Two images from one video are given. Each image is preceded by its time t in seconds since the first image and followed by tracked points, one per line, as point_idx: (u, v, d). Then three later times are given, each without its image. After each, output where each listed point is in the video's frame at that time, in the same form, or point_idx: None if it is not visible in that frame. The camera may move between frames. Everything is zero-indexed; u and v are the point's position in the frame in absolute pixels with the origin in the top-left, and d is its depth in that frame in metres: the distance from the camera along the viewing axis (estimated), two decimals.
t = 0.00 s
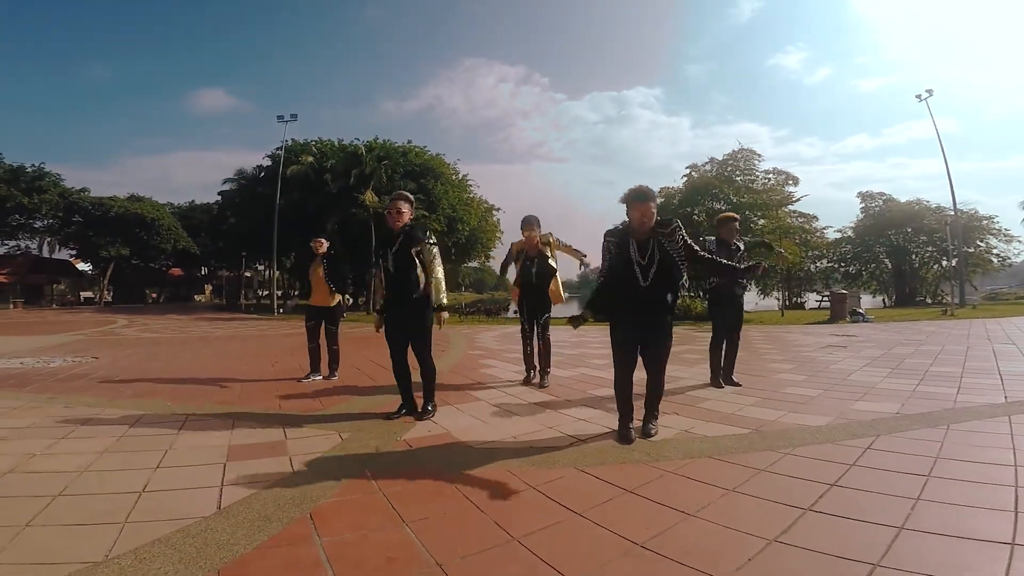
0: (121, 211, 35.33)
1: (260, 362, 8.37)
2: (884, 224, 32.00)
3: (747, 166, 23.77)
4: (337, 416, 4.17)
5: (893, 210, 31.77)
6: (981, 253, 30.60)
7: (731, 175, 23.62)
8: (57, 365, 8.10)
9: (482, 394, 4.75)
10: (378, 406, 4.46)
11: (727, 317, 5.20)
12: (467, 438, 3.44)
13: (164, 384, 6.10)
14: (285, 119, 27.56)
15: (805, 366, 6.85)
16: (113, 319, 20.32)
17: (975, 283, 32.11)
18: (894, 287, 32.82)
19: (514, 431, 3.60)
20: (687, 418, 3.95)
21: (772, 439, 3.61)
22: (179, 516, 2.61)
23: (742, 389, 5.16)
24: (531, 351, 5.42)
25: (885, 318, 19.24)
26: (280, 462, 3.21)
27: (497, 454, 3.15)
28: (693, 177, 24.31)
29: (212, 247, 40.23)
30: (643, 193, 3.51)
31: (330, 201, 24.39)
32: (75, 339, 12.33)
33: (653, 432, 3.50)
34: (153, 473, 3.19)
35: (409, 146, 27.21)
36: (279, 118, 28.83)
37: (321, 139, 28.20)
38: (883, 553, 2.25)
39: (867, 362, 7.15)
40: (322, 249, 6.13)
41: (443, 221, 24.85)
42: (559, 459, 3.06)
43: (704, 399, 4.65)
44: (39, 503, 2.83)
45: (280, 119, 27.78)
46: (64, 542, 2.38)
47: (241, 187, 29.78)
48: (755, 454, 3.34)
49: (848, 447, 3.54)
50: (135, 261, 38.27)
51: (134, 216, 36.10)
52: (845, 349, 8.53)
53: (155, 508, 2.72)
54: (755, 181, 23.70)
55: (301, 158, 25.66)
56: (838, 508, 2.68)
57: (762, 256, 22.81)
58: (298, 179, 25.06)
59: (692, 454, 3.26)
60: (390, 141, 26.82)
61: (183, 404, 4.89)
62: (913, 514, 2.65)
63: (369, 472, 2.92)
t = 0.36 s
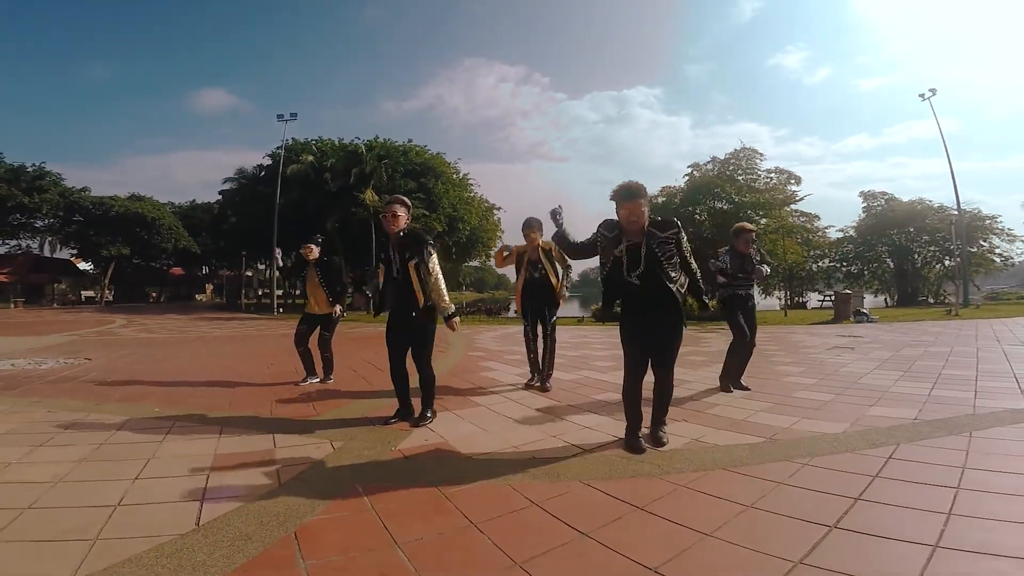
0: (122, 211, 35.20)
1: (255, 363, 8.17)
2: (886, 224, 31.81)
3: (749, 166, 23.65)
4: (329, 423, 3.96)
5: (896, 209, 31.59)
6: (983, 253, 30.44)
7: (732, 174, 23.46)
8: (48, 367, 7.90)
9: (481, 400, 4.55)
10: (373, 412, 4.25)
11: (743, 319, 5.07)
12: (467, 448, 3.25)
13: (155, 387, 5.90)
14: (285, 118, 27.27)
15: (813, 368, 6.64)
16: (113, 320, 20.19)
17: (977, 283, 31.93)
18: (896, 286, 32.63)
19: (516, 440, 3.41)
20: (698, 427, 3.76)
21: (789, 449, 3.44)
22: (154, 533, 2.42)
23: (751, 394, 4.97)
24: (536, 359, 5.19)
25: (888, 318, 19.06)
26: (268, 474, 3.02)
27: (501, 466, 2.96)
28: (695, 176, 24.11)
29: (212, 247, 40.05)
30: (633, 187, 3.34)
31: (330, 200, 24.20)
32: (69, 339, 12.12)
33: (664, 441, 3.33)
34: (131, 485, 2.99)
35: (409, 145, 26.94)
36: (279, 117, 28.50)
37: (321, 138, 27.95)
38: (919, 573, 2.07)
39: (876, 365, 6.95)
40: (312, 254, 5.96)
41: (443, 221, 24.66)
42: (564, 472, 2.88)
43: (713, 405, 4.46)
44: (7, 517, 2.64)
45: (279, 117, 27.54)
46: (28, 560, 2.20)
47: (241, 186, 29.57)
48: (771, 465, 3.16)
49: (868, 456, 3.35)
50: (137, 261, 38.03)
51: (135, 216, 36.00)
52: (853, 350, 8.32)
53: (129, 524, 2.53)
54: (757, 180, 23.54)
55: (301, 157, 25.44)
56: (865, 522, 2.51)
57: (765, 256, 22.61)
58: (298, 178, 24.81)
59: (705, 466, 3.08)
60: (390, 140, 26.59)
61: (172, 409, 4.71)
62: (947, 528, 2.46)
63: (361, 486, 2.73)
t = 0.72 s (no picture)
0: (120, 211, 34.72)
1: (248, 366, 7.92)
2: (887, 224, 31.66)
3: (750, 166, 23.51)
4: (322, 434, 3.71)
5: (897, 210, 31.45)
6: (984, 254, 30.30)
7: (734, 174, 23.27)
8: (35, 370, 7.66)
9: (483, 407, 4.31)
10: (369, 421, 4.01)
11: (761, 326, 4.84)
12: (470, 464, 3.00)
13: (142, 392, 5.66)
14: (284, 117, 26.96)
15: (826, 372, 6.41)
16: (110, 320, 19.95)
17: (978, 284, 31.79)
18: (897, 287, 32.45)
19: (522, 453, 3.17)
20: (716, 438, 3.52)
21: (816, 462, 3.20)
22: (123, 560, 2.18)
23: (765, 401, 4.73)
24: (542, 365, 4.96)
25: (892, 319, 18.86)
26: (252, 493, 2.77)
27: (507, 485, 2.72)
28: (696, 176, 23.89)
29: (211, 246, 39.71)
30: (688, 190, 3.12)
31: (330, 199, 23.92)
32: (62, 340, 11.86)
33: (683, 455, 3.07)
34: (103, 505, 2.74)
35: (409, 144, 26.64)
36: (279, 116, 28.21)
37: (321, 137, 27.58)
38: None
39: (890, 369, 6.72)
40: (311, 256, 5.74)
41: (443, 221, 24.38)
42: (577, 491, 2.64)
43: (729, 413, 4.22)
44: None
45: (279, 116, 27.24)
46: None
47: (240, 185, 29.27)
48: (799, 480, 2.93)
49: (901, 469, 3.12)
50: (136, 260, 37.74)
51: (134, 216, 35.57)
52: (863, 353, 8.08)
53: (96, 549, 2.28)
54: (758, 180, 23.36)
55: (300, 156, 25.14)
56: (910, 545, 2.28)
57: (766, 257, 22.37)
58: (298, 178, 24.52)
59: (728, 482, 2.85)
60: (390, 139, 26.27)
61: (157, 417, 4.47)
62: (1004, 549, 2.23)
63: (353, 508, 2.49)
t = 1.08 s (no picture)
0: (122, 210, 34.51)
1: (246, 369, 7.73)
2: (891, 224, 31.46)
3: (754, 166, 23.30)
4: (319, 445, 3.49)
5: (901, 209, 31.24)
6: (989, 254, 30.09)
7: (737, 174, 23.07)
8: (27, 372, 7.46)
9: (488, 415, 4.10)
10: (367, 430, 3.80)
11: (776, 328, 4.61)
12: (477, 479, 2.80)
13: (134, 397, 5.46)
14: (285, 116, 26.70)
15: (841, 375, 6.18)
16: (110, 320, 19.78)
17: (983, 284, 31.55)
18: (901, 287, 32.24)
19: (531, 467, 2.97)
20: (738, 449, 3.31)
21: (847, 474, 3.00)
22: None
23: (784, 406, 4.51)
24: (547, 370, 4.71)
25: (899, 320, 18.63)
26: (241, 512, 2.57)
27: (518, 504, 2.53)
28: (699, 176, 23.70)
29: (213, 246, 39.53)
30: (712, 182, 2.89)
31: (331, 199, 23.74)
32: (60, 341, 11.70)
33: (705, 469, 2.89)
34: (79, 523, 2.54)
35: (411, 143, 26.41)
36: (280, 116, 28.04)
37: (322, 137, 27.37)
38: None
39: (907, 372, 6.49)
40: (311, 249, 5.53)
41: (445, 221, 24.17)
42: (593, 511, 2.44)
43: (747, 421, 4.02)
44: None
45: (280, 115, 27.07)
46: None
47: (242, 185, 29.12)
48: (833, 496, 2.72)
49: (939, 482, 2.92)
50: (138, 260, 37.54)
51: (136, 216, 35.25)
52: (876, 355, 7.87)
53: None
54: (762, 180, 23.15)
55: (301, 156, 24.93)
56: (962, 566, 2.08)
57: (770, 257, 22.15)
58: (299, 177, 24.32)
59: (756, 499, 2.65)
60: (392, 138, 26.06)
61: (147, 423, 4.28)
62: None
63: (350, 531, 2.29)
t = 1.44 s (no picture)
0: (123, 211, 34.11)
1: (239, 374, 7.49)
2: (894, 224, 31.26)
3: (757, 165, 23.06)
4: (308, 460, 3.24)
5: (905, 209, 31.02)
6: (993, 254, 29.88)
7: (740, 173, 22.84)
8: (14, 375, 7.23)
9: (487, 426, 3.86)
10: (359, 444, 3.54)
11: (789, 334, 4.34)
12: (475, 501, 2.57)
13: (119, 404, 5.23)
14: (285, 116, 26.43)
15: (856, 380, 5.93)
16: (107, 321, 19.52)
17: (987, 284, 31.30)
18: (904, 287, 32.02)
19: (534, 487, 2.73)
20: (756, 466, 3.07)
21: (877, 491, 2.76)
22: None
23: (799, 415, 4.27)
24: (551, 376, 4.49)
25: (905, 320, 18.39)
26: (217, 536, 2.32)
27: (522, 530, 2.29)
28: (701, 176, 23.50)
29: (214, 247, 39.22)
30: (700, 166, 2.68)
31: (331, 199, 23.51)
32: (54, 343, 11.49)
33: (724, 488, 2.64)
34: (37, 545, 2.27)
35: (411, 144, 26.15)
36: (280, 116, 27.83)
37: (322, 137, 27.13)
38: None
39: (923, 376, 6.23)
40: (300, 249, 5.30)
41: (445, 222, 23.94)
42: (604, 539, 2.20)
43: (763, 432, 3.77)
44: None
45: (280, 116, 26.88)
46: None
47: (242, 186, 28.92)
48: (864, 517, 2.48)
49: (977, 498, 2.68)
50: (139, 261, 37.24)
51: (136, 217, 34.67)
52: (889, 359, 7.62)
53: None
54: (765, 179, 22.90)
55: (301, 156, 24.70)
56: None
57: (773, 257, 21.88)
58: (299, 178, 24.07)
59: (782, 522, 2.41)
60: (392, 139, 25.82)
61: (127, 433, 4.04)
62: None
63: (334, 562, 2.06)
